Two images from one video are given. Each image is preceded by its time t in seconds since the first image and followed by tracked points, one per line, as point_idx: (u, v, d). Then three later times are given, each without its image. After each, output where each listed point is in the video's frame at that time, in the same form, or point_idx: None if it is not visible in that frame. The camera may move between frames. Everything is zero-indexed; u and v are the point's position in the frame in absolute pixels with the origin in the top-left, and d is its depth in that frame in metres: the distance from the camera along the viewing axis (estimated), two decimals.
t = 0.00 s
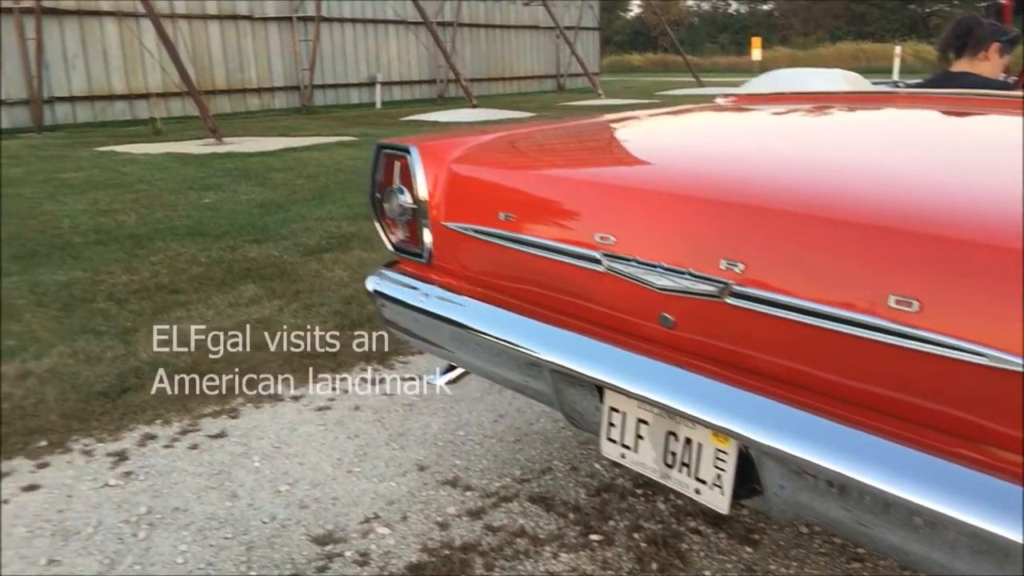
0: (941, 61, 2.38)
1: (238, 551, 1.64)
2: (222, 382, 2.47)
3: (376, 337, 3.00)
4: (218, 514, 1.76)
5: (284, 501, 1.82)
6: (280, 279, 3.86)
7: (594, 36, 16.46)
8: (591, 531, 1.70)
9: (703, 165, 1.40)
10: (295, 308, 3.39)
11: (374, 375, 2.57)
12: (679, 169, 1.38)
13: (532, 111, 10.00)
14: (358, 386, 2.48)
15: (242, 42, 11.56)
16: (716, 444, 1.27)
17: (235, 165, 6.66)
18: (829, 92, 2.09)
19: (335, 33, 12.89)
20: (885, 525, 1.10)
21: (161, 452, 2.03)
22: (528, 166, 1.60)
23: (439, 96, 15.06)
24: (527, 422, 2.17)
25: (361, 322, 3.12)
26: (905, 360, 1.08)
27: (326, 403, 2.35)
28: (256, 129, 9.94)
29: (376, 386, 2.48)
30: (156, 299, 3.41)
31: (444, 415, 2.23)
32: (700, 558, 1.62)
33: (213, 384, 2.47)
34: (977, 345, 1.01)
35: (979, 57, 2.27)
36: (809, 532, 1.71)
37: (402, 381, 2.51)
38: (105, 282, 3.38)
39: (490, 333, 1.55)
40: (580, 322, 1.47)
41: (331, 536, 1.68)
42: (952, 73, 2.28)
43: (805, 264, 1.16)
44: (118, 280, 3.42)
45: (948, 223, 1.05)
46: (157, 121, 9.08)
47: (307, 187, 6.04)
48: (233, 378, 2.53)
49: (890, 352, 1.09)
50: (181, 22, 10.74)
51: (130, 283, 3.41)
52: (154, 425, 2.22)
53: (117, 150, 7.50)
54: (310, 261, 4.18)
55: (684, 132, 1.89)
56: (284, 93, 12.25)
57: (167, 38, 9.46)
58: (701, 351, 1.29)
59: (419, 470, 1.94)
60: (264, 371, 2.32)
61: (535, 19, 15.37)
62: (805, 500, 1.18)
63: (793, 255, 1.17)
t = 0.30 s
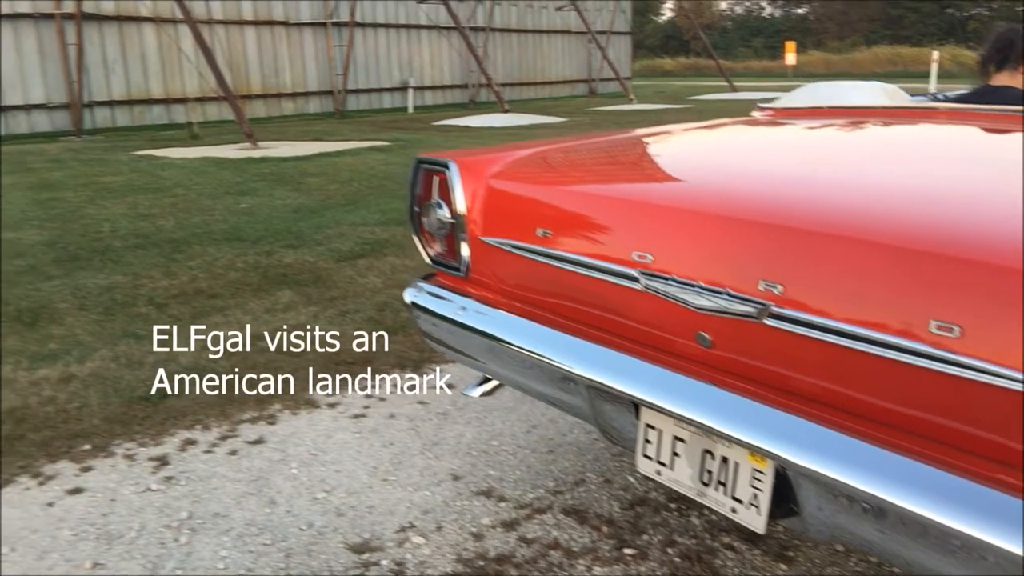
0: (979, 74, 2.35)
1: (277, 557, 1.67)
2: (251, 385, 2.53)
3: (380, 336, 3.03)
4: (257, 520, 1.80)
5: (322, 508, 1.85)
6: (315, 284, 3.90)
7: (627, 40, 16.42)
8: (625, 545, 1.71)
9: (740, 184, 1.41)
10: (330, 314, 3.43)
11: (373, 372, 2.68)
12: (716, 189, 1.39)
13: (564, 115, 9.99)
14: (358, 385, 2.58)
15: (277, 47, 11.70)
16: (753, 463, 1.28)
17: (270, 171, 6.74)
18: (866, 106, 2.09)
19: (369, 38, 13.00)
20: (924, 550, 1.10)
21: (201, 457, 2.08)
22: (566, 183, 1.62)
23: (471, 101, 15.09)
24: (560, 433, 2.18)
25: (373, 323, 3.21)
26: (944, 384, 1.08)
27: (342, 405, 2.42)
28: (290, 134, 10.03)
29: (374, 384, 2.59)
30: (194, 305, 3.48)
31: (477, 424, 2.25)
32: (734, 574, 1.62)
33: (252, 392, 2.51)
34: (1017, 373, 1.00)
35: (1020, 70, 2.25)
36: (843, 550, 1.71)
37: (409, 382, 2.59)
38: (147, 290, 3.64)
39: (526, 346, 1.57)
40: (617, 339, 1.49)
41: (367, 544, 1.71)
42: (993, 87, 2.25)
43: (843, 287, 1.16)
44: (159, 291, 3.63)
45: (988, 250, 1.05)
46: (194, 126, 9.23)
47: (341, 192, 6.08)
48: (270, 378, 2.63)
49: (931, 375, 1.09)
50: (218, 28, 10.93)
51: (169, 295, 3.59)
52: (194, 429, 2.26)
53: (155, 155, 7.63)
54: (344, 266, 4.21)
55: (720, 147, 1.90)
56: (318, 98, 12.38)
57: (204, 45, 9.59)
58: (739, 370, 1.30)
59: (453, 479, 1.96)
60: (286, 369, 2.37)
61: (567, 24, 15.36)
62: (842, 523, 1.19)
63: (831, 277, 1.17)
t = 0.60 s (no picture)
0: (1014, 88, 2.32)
1: (305, 567, 1.70)
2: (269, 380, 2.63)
3: (379, 335, 3.18)
4: (285, 528, 1.82)
5: (349, 518, 1.87)
6: (342, 292, 3.94)
7: (652, 46, 16.41)
8: (650, 561, 1.71)
9: (768, 203, 1.42)
10: (357, 322, 3.47)
11: (372, 372, 2.76)
12: (744, 208, 1.40)
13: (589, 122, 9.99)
14: (356, 384, 2.67)
15: (305, 53, 11.82)
16: (780, 484, 1.28)
17: (298, 177, 6.81)
18: (897, 121, 2.08)
19: (396, 45, 13.10)
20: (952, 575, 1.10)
21: (231, 465, 2.11)
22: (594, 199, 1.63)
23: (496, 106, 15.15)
24: (586, 445, 2.19)
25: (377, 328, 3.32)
26: (973, 409, 1.08)
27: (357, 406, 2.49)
28: (318, 139, 10.13)
29: (374, 384, 2.69)
30: (224, 312, 3.54)
31: (503, 435, 2.27)
32: None
33: (281, 399, 2.55)
34: None
35: None
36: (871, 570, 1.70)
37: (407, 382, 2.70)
38: (178, 296, 3.71)
39: (553, 362, 1.58)
40: (644, 356, 1.50)
41: (394, 556, 1.73)
42: None
43: (870, 308, 1.16)
44: (190, 297, 3.70)
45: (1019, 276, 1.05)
46: (224, 132, 9.35)
47: (368, 199, 6.13)
48: (280, 379, 2.72)
49: (959, 400, 1.09)
50: (248, 35, 11.08)
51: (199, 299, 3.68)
52: (224, 437, 2.29)
53: (185, 161, 7.73)
54: (370, 273, 4.25)
55: (748, 162, 1.90)
56: (344, 104, 12.49)
57: (234, 51, 9.70)
58: (766, 390, 1.31)
59: (479, 491, 1.97)
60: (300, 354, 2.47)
61: (594, 30, 15.37)
62: (869, 545, 1.19)
63: (859, 298, 1.17)
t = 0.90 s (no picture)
0: None
1: None
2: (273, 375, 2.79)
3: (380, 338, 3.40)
4: (316, 547, 1.85)
5: (378, 538, 1.89)
6: (371, 307, 3.97)
7: (681, 60, 16.41)
8: None
9: (799, 232, 1.42)
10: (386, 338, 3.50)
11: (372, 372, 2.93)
12: (774, 238, 1.41)
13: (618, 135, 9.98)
14: (355, 383, 2.85)
15: (337, 68, 11.98)
16: (809, 516, 1.28)
17: (328, 191, 6.88)
18: (929, 147, 2.07)
19: (427, 58, 13.21)
20: None
21: (263, 482, 2.14)
22: (624, 227, 1.65)
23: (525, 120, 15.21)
24: (613, 467, 2.20)
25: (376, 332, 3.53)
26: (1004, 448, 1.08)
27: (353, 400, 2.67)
28: (348, 153, 10.24)
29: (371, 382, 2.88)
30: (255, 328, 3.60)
31: (531, 456, 2.28)
32: None
33: (310, 416, 2.58)
34: None
35: None
36: None
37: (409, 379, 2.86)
38: (212, 310, 3.78)
39: (582, 389, 1.59)
40: (673, 385, 1.51)
41: None
42: None
43: (901, 343, 1.16)
44: (224, 312, 3.77)
45: None
46: (256, 146, 9.48)
47: (397, 213, 6.18)
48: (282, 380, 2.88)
49: (990, 439, 1.09)
50: (281, 50, 11.26)
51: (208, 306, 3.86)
52: (256, 454, 2.33)
53: (218, 174, 7.86)
54: (400, 289, 4.28)
55: (779, 188, 1.91)
56: (374, 117, 12.63)
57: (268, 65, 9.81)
58: (795, 421, 1.31)
59: (506, 512, 1.99)
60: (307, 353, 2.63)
61: (623, 44, 15.39)
62: None
63: (884, 331, 1.18)
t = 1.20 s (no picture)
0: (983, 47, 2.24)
1: None
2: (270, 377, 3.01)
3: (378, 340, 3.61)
4: (337, 564, 1.87)
5: (399, 555, 1.91)
6: (392, 322, 4.00)
7: (703, 73, 16.39)
8: None
9: (819, 258, 1.43)
10: (407, 354, 3.52)
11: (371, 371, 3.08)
12: (794, 263, 1.42)
13: (640, 148, 9.96)
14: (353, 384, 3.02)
15: (360, 81, 12.12)
16: (830, 543, 1.28)
17: (350, 204, 6.94)
18: (952, 169, 2.06)
19: (448, 71, 13.32)
20: None
21: (285, 498, 2.16)
22: (644, 249, 1.66)
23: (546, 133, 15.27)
24: (633, 487, 2.20)
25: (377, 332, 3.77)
26: None
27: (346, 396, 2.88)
28: (370, 166, 10.31)
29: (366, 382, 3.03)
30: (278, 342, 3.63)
31: (551, 475, 2.28)
32: None
33: (332, 432, 2.61)
34: None
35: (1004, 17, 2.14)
36: None
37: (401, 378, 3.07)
38: (236, 323, 3.83)
39: (603, 411, 1.60)
40: (692, 408, 1.52)
41: None
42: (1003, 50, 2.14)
43: (923, 372, 1.17)
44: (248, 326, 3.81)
45: None
46: (280, 160, 9.59)
47: (419, 227, 6.21)
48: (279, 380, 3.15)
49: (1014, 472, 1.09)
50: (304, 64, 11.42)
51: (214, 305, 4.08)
52: (279, 469, 2.35)
53: (242, 187, 7.95)
54: (421, 304, 4.30)
55: (800, 210, 1.92)
56: (396, 129, 12.77)
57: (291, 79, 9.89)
58: (816, 448, 1.32)
59: (527, 532, 1.99)
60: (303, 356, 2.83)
61: (644, 57, 15.42)
62: None
63: (903, 360, 1.19)
